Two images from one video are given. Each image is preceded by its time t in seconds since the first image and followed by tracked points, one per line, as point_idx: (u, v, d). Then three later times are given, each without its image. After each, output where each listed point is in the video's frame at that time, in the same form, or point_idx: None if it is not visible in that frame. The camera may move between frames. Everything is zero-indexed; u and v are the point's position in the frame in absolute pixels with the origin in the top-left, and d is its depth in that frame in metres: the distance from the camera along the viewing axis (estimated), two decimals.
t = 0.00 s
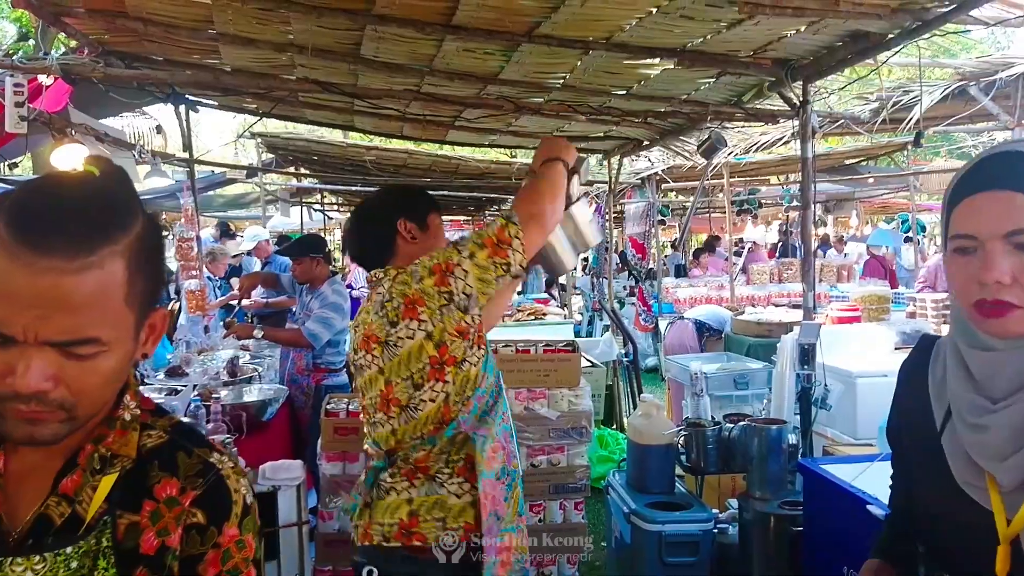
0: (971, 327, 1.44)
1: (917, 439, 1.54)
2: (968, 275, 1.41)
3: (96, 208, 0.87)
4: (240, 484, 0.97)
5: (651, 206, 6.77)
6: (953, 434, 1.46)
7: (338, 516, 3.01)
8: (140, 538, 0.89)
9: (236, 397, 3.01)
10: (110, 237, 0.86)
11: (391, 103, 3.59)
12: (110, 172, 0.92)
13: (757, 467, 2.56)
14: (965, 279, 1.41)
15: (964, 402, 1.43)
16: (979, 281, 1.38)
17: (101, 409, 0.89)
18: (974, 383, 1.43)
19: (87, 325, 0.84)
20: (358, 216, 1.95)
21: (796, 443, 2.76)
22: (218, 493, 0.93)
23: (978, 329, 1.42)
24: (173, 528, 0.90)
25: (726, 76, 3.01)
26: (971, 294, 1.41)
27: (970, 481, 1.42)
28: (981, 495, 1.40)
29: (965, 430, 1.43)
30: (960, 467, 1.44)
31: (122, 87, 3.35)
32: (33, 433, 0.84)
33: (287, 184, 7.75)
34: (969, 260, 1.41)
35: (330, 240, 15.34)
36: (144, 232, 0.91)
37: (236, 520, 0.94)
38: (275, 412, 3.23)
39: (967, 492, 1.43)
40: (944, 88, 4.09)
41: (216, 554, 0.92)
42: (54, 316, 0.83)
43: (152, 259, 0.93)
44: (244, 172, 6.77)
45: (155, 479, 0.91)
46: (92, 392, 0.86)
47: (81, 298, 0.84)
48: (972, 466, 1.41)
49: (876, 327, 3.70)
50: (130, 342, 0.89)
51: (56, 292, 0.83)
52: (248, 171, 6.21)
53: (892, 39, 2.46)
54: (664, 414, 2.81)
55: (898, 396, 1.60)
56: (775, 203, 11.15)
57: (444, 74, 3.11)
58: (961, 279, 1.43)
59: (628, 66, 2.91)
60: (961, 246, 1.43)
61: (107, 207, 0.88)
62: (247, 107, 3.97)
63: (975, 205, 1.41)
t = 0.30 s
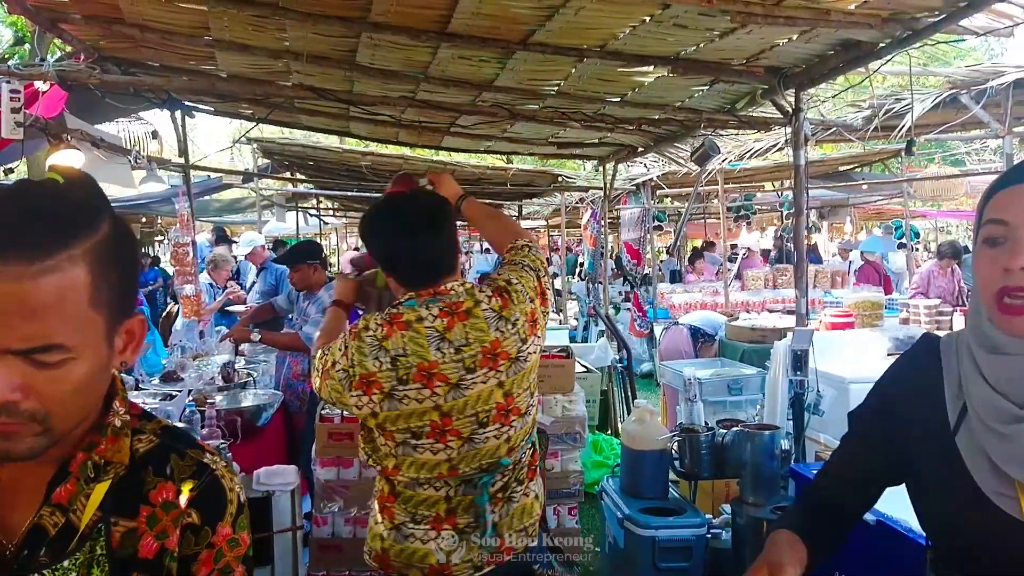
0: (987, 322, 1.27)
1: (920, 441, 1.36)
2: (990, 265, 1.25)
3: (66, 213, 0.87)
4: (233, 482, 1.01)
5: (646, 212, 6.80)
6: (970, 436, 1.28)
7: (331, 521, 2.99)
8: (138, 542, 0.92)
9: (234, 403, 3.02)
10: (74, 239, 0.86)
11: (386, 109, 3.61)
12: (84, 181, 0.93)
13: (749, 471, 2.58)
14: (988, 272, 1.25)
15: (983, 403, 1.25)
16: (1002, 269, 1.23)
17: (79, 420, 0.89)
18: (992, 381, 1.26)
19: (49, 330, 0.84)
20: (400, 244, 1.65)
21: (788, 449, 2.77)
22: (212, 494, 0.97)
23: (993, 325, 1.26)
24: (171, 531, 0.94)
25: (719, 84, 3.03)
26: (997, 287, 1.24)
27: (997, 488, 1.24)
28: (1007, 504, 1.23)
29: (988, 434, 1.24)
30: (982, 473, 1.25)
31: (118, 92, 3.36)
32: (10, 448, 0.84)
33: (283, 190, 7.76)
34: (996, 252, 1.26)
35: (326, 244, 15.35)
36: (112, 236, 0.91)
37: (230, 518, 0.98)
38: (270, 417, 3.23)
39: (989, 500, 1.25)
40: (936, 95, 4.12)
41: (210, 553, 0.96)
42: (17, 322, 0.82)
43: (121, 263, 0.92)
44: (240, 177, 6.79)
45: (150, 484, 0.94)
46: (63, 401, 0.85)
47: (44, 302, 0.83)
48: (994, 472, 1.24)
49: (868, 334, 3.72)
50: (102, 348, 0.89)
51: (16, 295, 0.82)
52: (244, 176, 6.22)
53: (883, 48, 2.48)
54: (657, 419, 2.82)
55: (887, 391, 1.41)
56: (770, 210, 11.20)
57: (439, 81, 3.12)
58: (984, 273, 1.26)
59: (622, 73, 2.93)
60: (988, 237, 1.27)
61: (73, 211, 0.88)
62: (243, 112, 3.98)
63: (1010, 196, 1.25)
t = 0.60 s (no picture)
0: (987, 326, 1.23)
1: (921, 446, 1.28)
2: (989, 268, 1.20)
3: (25, 210, 0.89)
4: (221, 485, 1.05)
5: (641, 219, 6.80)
6: (979, 444, 1.23)
7: (323, 528, 3.01)
8: (138, 549, 0.95)
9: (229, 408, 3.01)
10: (20, 237, 0.87)
11: (381, 114, 3.61)
12: (52, 182, 0.94)
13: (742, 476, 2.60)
14: (987, 275, 1.21)
15: (989, 410, 1.21)
16: (1000, 273, 1.18)
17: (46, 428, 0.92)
18: (998, 387, 1.21)
19: None
20: (501, 236, 1.77)
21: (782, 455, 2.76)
22: (205, 498, 1.01)
23: (993, 329, 1.22)
24: (169, 537, 0.97)
25: (713, 90, 3.04)
26: (998, 290, 1.19)
27: (1011, 498, 1.18)
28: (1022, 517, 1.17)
29: (998, 442, 1.20)
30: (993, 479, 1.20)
31: (112, 98, 3.36)
32: None
33: (278, 196, 7.76)
34: (994, 255, 1.21)
35: (321, 250, 15.35)
36: (70, 233, 0.92)
37: (223, 520, 1.03)
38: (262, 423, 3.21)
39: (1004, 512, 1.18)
40: (929, 102, 4.14)
41: (207, 556, 1.00)
42: None
43: (78, 261, 0.93)
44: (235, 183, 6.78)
45: (144, 491, 0.97)
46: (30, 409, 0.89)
47: None
48: (1007, 482, 1.18)
49: (861, 340, 3.72)
50: (58, 348, 0.90)
51: None
52: (239, 182, 6.22)
53: (874, 54, 2.48)
54: (651, 426, 2.82)
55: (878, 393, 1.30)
56: (765, 216, 11.22)
57: (433, 87, 3.13)
58: (984, 276, 1.21)
59: (616, 80, 2.94)
60: (986, 240, 1.23)
61: (25, 208, 0.89)
62: (237, 118, 3.98)
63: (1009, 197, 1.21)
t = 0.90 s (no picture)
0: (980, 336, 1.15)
1: (918, 459, 1.17)
2: (981, 277, 1.12)
3: None
4: (168, 515, 0.97)
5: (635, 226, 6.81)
6: (979, 459, 1.14)
7: (311, 535, 2.98)
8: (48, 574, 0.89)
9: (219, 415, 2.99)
10: None
11: (374, 120, 3.60)
12: None
13: (733, 485, 2.56)
14: (981, 284, 1.12)
15: (988, 423, 1.13)
16: (994, 281, 1.10)
17: None
18: (995, 399, 1.14)
19: None
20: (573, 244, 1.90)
21: (773, 463, 2.74)
22: (140, 527, 0.93)
23: (986, 340, 1.14)
24: (85, 566, 0.90)
25: (704, 97, 3.04)
26: (994, 303, 1.11)
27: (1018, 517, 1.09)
28: None
29: (1000, 455, 1.12)
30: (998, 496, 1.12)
31: (104, 103, 3.35)
32: None
33: (274, 202, 7.76)
34: (986, 266, 1.13)
35: (317, 256, 15.38)
36: None
37: (162, 555, 0.93)
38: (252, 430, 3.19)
39: (1009, 530, 1.10)
40: (920, 110, 4.16)
41: None
42: None
43: None
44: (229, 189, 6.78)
45: (68, 511, 0.92)
46: None
47: None
48: (1010, 496, 1.11)
49: (854, 347, 3.71)
50: None
51: None
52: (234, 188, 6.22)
53: (864, 62, 2.48)
54: (642, 433, 2.81)
55: (871, 408, 1.18)
56: (759, 224, 11.26)
57: (424, 93, 3.12)
58: (978, 286, 1.13)
59: (608, 86, 2.94)
60: (977, 248, 1.15)
61: None
62: (230, 124, 3.98)
63: (1001, 204, 1.14)
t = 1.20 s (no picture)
0: (987, 338, 1.10)
1: (929, 465, 1.06)
2: (992, 278, 1.08)
3: None
4: (150, 518, 1.00)
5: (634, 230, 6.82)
6: (989, 466, 1.07)
7: (306, 537, 2.97)
8: None
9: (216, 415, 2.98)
10: None
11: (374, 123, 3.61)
12: None
13: (730, 489, 2.55)
14: (993, 286, 1.08)
15: (999, 426, 1.06)
16: (1006, 283, 1.06)
17: None
18: (1006, 403, 1.07)
19: None
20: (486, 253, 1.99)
21: (770, 467, 2.74)
22: (120, 531, 0.97)
23: (994, 343, 1.09)
24: (66, 571, 0.94)
25: (703, 100, 3.04)
26: (1008, 306, 1.06)
27: None
28: None
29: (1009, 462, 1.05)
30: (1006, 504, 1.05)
31: (103, 104, 3.36)
32: None
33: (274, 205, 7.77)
34: (998, 267, 1.09)
35: (317, 260, 15.40)
36: None
37: (145, 559, 0.98)
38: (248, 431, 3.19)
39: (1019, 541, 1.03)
40: (918, 115, 4.16)
41: None
42: None
43: None
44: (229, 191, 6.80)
45: (47, 516, 0.94)
46: None
47: None
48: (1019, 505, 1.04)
49: (851, 351, 3.71)
50: None
51: None
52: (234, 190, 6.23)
53: (862, 66, 2.48)
54: (639, 436, 2.80)
55: (874, 409, 1.07)
56: (759, 229, 11.28)
57: (422, 95, 3.12)
58: (989, 287, 1.09)
59: (606, 89, 2.94)
60: (989, 248, 1.11)
61: None
62: (229, 125, 3.98)
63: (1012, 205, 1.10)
